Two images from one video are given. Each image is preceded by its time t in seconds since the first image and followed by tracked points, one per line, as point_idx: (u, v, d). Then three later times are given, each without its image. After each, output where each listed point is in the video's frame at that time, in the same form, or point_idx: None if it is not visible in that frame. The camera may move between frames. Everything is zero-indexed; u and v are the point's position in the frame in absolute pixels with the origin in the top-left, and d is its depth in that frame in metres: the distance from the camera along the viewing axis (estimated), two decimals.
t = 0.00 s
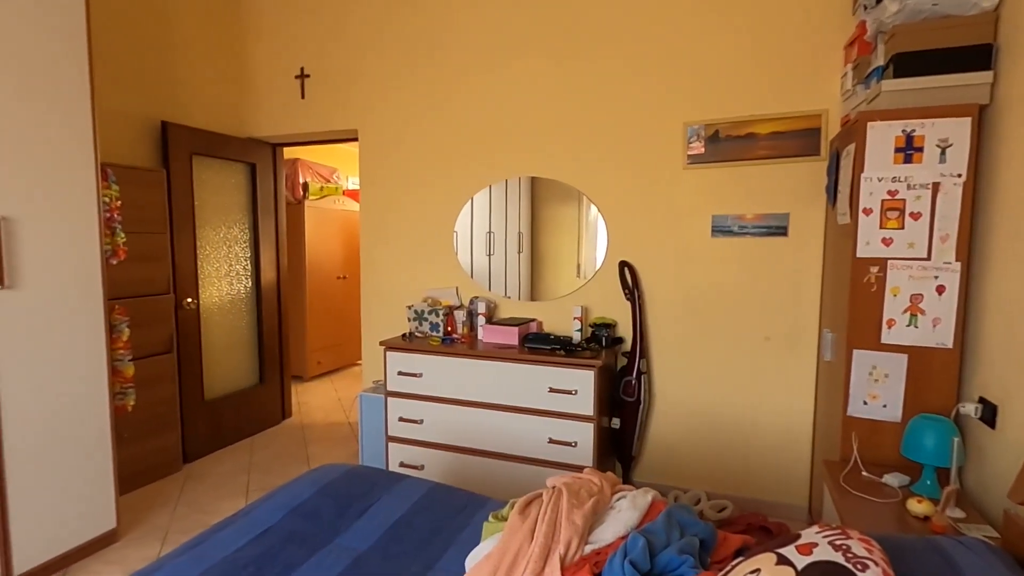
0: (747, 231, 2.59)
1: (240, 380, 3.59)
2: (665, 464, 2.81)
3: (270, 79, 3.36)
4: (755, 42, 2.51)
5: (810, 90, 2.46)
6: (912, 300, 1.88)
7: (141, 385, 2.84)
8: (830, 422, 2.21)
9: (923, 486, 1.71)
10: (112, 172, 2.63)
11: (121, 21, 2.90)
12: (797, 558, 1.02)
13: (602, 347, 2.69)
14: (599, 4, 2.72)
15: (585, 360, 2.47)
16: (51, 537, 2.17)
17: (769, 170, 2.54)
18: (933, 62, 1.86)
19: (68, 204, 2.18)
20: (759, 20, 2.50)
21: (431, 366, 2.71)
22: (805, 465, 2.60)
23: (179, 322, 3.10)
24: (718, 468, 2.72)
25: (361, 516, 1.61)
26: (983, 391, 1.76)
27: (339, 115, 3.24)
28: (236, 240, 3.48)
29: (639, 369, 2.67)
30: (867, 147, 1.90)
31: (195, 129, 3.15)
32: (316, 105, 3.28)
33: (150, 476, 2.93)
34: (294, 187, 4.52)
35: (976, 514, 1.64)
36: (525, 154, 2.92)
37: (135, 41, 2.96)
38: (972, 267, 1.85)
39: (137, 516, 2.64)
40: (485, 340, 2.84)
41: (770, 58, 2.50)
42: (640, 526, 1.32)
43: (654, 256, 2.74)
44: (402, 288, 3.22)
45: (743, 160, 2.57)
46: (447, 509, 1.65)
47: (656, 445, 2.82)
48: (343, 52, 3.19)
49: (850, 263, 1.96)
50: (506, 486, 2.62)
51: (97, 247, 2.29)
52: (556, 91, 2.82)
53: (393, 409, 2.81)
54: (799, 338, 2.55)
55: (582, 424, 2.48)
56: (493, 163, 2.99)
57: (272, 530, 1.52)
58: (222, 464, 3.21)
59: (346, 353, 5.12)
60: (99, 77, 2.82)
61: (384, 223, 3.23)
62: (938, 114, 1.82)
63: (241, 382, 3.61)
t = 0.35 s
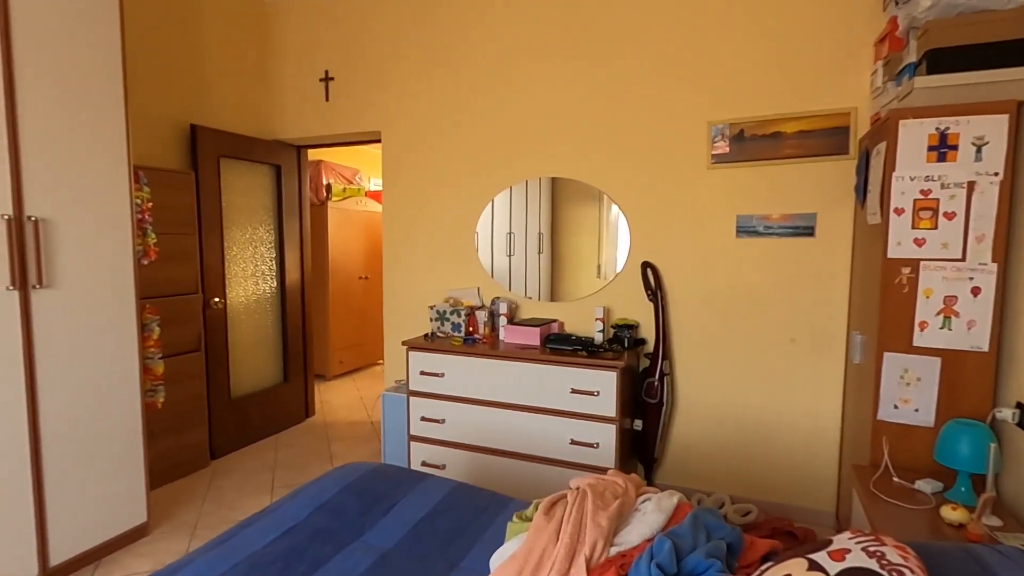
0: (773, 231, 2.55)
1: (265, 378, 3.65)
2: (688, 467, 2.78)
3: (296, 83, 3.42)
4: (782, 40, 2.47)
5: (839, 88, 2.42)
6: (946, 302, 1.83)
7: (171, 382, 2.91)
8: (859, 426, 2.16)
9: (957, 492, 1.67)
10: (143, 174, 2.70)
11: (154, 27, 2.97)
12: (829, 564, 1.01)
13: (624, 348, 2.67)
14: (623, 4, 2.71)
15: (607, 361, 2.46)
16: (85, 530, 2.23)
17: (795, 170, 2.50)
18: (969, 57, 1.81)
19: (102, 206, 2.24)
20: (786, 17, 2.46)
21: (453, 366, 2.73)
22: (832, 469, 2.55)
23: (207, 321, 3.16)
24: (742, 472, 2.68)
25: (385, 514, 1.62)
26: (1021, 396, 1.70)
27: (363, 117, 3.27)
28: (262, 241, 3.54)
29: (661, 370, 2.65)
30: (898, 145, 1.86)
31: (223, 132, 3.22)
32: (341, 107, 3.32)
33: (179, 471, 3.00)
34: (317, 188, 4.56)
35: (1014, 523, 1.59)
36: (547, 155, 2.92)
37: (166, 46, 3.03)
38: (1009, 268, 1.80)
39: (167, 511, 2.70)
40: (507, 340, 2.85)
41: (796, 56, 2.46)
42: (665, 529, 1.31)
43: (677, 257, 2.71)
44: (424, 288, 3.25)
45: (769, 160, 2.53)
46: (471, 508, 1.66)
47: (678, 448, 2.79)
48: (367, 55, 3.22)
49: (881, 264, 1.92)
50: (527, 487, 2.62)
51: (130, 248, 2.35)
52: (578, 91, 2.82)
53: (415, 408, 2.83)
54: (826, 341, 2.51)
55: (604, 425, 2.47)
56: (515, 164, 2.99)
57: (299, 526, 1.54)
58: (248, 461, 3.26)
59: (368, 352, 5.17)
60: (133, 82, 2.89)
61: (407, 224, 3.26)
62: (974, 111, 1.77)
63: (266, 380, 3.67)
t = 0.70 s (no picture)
0: (801, 231, 2.51)
1: (291, 377, 3.71)
2: (713, 470, 2.74)
3: (323, 86, 3.48)
4: (811, 37, 2.43)
5: (870, 85, 2.37)
6: (984, 304, 1.78)
7: (201, 380, 2.97)
8: (892, 431, 2.11)
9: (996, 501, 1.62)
10: (176, 176, 2.77)
11: (187, 32, 3.04)
12: (866, 571, 0.99)
13: (648, 349, 2.65)
14: (647, 3, 2.69)
15: (631, 363, 2.44)
16: (119, 523, 2.29)
17: (824, 169, 2.46)
18: (1009, 53, 1.77)
19: (138, 208, 2.30)
20: (815, 15, 2.42)
21: (476, 366, 2.74)
22: (862, 475, 2.50)
23: (236, 320, 3.23)
24: (770, 476, 2.64)
25: (412, 512, 1.63)
26: None
27: (388, 119, 3.31)
28: (288, 242, 3.60)
29: (686, 373, 2.62)
30: (934, 143, 1.81)
31: (252, 135, 3.28)
32: (366, 110, 3.36)
33: (208, 467, 3.06)
34: (341, 190, 4.62)
35: None
36: (571, 156, 2.92)
37: (198, 51, 3.10)
38: None
39: (197, 506, 2.76)
40: (530, 341, 2.85)
41: (826, 54, 2.42)
42: (694, 532, 1.30)
43: (702, 258, 2.68)
44: (447, 288, 3.27)
45: (797, 159, 2.49)
46: (496, 508, 1.66)
47: (703, 451, 2.76)
48: (392, 58, 3.26)
49: (915, 265, 1.87)
50: (550, 488, 2.62)
51: (163, 249, 2.41)
52: (603, 91, 2.81)
53: (438, 408, 2.84)
54: (856, 344, 2.46)
55: (628, 427, 2.45)
56: (539, 165, 2.99)
57: (328, 523, 1.56)
58: (274, 458, 3.32)
59: (391, 352, 5.22)
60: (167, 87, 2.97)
61: (430, 225, 3.28)
62: (1015, 108, 1.72)
63: (292, 379, 3.72)
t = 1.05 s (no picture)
0: (831, 232, 2.46)
1: (316, 376, 3.76)
2: (739, 474, 2.71)
3: (349, 90, 3.53)
4: (842, 34, 2.39)
5: (903, 82, 2.31)
6: None
7: (230, 378, 3.03)
8: (926, 436, 2.06)
9: None
10: (206, 179, 2.83)
11: (218, 38, 3.10)
12: None
13: (673, 351, 2.63)
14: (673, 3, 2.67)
15: (655, 364, 2.43)
16: (152, 517, 2.35)
17: (855, 168, 2.41)
18: None
19: (171, 210, 2.36)
20: (846, 11, 2.38)
21: (499, 367, 2.74)
22: (894, 481, 2.44)
23: (264, 319, 3.28)
24: (798, 481, 2.59)
25: (437, 511, 1.64)
26: None
27: (412, 121, 3.34)
28: (314, 242, 3.65)
29: (711, 375, 2.59)
30: (972, 141, 1.76)
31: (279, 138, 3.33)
32: (391, 112, 3.40)
33: (237, 464, 3.12)
34: (365, 191, 4.67)
35: None
36: (594, 156, 2.91)
37: (228, 55, 3.16)
38: None
39: (225, 501, 2.82)
40: (553, 342, 2.85)
41: (858, 51, 2.37)
42: (723, 536, 1.28)
43: (728, 259, 2.65)
44: (471, 289, 3.28)
45: (827, 158, 2.44)
46: (522, 509, 1.66)
47: (729, 454, 2.72)
48: (417, 60, 3.29)
49: (951, 266, 1.83)
50: (573, 489, 2.61)
51: (194, 249, 2.46)
52: (628, 92, 2.80)
53: (461, 408, 2.86)
54: (888, 347, 2.40)
55: (652, 429, 2.43)
56: (562, 165, 2.99)
57: (355, 520, 1.58)
58: (300, 455, 3.37)
59: (413, 352, 5.26)
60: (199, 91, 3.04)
61: (454, 226, 3.30)
62: None
63: (317, 377, 3.78)
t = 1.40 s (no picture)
0: (857, 231, 2.42)
1: (337, 374, 3.80)
2: (761, 477, 2.67)
3: (370, 91, 3.57)
4: (868, 30, 2.35)
5: (933, 79, 2.26)
6: None
7: (253, 376, 3.08)
8: (957, 441, 2.01)
9: None
10: (231, 180, 2.88)
11: (242, 41, 3.15)
12: None
13: (694, 352, 2.61)
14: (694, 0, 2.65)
15: (677, 365, 2.41)
16: (178, 512, 2.39)
17: (882, 167, 2.36)
18: None
19: (197, 211, 2.41)
20: (872, 7, 2.33)
21: (518, 366, 2.75)
22: (922, 486, 2.39)
23: (286, 318, 3.33)
24: (822, 485, 2.55)
25: (459, 509, 1.65)
26: None
27: (433, 122, 3.37)
28: (335, 242, 3.69)
29: (733, 376, 2.56)
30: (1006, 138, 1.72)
31: (302, 139, 3.38)
32: (411, 113, 3.43)
33: (260, 461, 3.17)
34: (385, 192, 4.71)
35: None
36: (615, 156, 2.90)
37: (253, 58, 3.20)
38: None
39: (249, 497, 2.86)
40: (572, 342, 2.84)
41: (884, 46, 2.33)
42: (748, 540, 1.27)
43: (751, 258, 2.62)
44: (490, 289, 3.29)
45: (853, 157, 2.40)
46: (543, 509, 1.66)
47: (751, 457, 2.69)
48: (436, 62, 3.32)
49: (984, 266, 1.78)
50: (592, 490, 2.60)
51: (220, 249, 2.50)
52: (650, 90, 2.78)
53: (481, 407, 2.86)
54: (916, 348, 2.35)
55: (673, 430, 2.41)
56: (582, 165, 2.98)
57: (377, 518, 1.60)
58: (321, 453, 3.41)
59: (432, 351, 5.29)
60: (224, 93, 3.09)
61: (474, 226, 3.32)
62: None
63: (338, 376, 3.82)
